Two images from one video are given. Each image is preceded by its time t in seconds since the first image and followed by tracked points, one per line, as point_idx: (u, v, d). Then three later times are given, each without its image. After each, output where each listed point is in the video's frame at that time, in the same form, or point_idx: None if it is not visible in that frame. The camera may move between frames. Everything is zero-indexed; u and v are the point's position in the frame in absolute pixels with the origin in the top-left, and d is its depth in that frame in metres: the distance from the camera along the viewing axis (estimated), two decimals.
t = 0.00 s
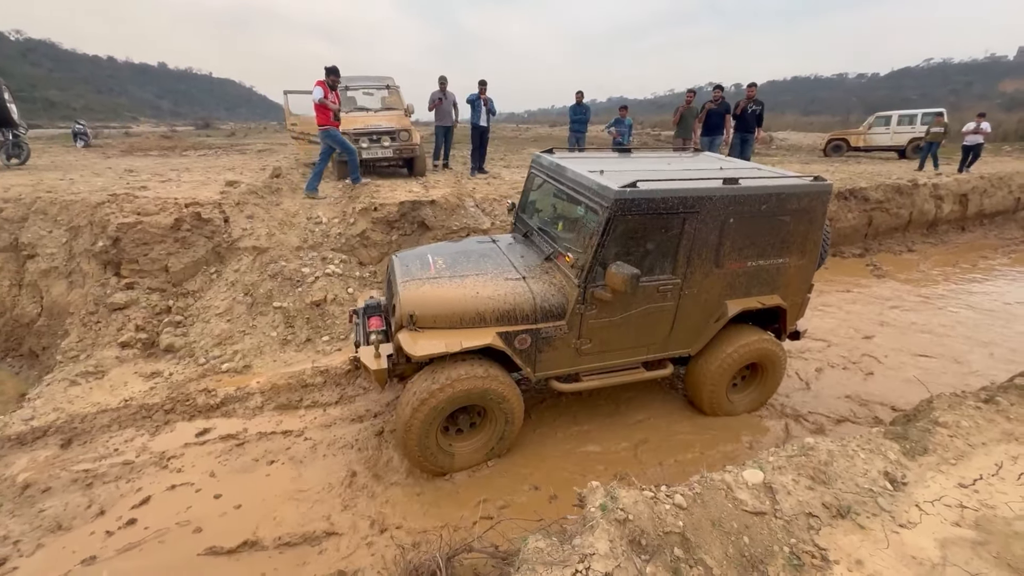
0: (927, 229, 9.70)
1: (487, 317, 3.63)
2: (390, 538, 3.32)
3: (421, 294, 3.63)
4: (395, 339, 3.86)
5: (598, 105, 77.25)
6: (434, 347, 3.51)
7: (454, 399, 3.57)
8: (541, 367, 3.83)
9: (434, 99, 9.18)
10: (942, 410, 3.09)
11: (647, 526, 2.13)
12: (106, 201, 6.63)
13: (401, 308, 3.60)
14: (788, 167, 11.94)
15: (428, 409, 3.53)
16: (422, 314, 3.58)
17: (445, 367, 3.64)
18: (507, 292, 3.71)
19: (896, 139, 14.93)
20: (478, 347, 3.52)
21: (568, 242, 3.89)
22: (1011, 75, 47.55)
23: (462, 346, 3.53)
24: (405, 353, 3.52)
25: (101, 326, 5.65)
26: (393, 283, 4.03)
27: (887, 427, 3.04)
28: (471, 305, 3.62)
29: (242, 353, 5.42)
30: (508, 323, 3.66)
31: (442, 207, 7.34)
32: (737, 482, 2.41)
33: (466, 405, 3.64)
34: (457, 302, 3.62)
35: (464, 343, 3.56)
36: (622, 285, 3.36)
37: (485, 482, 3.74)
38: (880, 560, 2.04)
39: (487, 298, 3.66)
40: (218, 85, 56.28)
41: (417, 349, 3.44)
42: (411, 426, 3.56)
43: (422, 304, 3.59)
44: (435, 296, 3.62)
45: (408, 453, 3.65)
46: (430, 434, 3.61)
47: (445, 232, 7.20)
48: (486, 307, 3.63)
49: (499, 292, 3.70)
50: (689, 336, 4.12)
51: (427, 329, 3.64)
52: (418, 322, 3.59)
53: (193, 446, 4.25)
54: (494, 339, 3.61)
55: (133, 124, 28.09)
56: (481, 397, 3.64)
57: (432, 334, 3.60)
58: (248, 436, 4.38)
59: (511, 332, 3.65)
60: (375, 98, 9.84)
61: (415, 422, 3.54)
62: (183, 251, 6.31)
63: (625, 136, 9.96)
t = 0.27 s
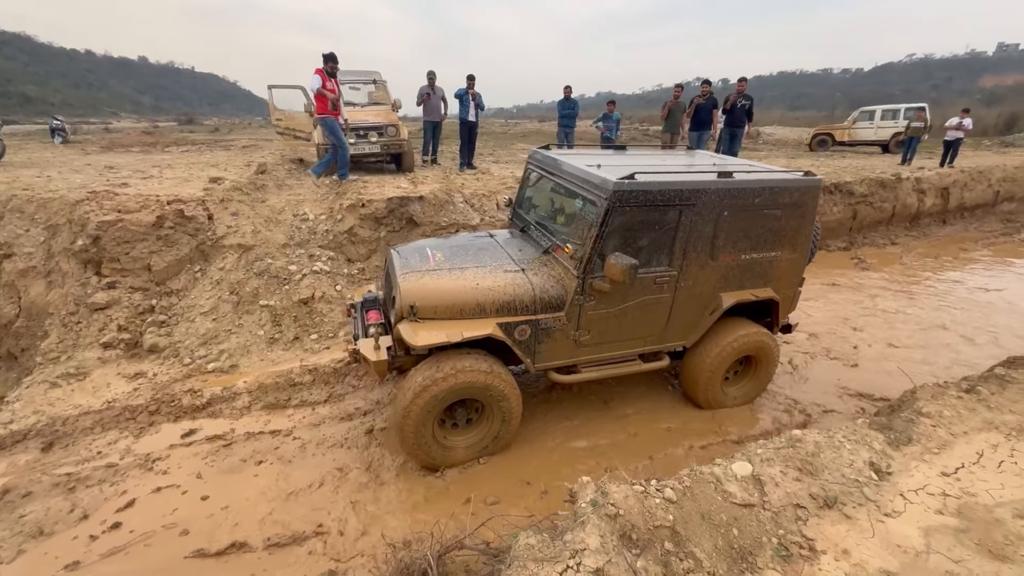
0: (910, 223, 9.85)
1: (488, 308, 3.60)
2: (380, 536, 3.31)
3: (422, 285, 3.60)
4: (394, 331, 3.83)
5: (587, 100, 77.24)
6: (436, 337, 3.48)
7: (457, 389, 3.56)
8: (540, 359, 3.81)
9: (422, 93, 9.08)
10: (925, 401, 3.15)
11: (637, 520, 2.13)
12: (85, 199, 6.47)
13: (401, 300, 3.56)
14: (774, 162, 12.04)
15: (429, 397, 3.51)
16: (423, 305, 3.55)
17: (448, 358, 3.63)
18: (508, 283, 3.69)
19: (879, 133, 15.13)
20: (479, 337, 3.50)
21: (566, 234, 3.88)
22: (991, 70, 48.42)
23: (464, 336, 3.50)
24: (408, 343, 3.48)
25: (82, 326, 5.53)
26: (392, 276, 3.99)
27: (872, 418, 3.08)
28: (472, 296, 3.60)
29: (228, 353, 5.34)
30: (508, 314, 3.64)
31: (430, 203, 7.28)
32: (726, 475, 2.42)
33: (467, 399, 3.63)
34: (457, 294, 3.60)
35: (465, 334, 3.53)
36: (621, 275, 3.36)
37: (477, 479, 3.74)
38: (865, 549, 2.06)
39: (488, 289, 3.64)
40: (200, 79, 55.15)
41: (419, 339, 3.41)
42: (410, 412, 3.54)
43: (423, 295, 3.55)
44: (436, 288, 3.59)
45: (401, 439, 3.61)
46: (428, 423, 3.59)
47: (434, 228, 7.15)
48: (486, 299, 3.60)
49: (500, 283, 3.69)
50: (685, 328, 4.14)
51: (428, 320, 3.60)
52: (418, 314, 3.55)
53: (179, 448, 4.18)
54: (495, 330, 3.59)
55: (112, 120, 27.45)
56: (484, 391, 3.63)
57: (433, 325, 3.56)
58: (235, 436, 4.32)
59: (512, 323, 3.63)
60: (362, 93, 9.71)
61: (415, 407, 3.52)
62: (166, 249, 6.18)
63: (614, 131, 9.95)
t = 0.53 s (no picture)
0: (881, 217, 10.13)
1: (480, 305, 3.57)
2: (363, 540, 3.25)
3: (414, 284, 3.55)
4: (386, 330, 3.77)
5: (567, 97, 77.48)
6: (429, 335, 3.43)
7: (452, 386, 3.55)
8: (532, 355, 3.80)
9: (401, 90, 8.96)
10: (897, 390, 3.23)
11: (620, 518, 2.14)
12: (47, 199, 6.20)
13: (393, 298, 3.51)
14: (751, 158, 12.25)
15: (424, 389, 3.48)
16: (415, 303, 3.50)
17: (442, 355, 3.61)
18: (500, 280, 3.67)
19: (851, 130, 15.53)
20: (473, 334, 3.46)
21: (556, 231, 3.87)
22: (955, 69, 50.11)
23: (458, 334, 3.46)
24: (401, 341, 3.43)
25: (46, 333, 5.31)
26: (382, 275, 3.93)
27: (847, 408, 3.15)
28: (465, 294, 3.57)
29: (202, 357, 5.19)
30: (501, 311, 3.62)
31: (410, 201, 7.18)
32: (708, 469, 2.45)
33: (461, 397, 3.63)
34: (450, 291, 3.56)
35: (458, 331, 3.50)
36: (613, 271, 3.36)
37: (461, 479, 3.71)
38: (841, 539, 2.11)
39: (481, 286, 3.61)
40: (171, 75, 53.51)
41: (411, 338, 3.36)
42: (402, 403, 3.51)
43: (415, 294, 3.51)
44: (428, 286, 3.55)
45: (388, 425, 3.56)
46: (418, 416, 3.56)
47: (414, 226, 7.07)
48: (479, 296, 3.57)
49: (493, 281, 3.67)
50: (673, 323, 4.17)
51: (420, 319, 3.55)
52: (411, 312, 3.50)
53: (152, 456, 4.05)
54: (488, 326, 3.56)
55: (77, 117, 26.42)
56: (479, 390, 3.63)
57: (425, 323, 3.51)
58: (211, 443, 4.21)
59: (504, 320, 3.61)
60: (338, 89, 9.53)
61: (409, 398, 3.48)
62: (135, 251, 5.97)
63: (593, 128, 9.97)
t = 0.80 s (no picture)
0: (844, 211, 10.49)
1: (472, 304, 3.52)
2: (337, 550, 3.16)
3: (405, 283, 3.47)
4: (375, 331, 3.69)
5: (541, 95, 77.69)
6: (421, 335, 3.37)
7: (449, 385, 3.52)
8: (523, 353, 3.78)
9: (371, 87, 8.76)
10: (862, 379, 3.33)
11: (596, 516, 2.13)
12: None
13: (383, 299, 3.42)
14: (721, 155, 12.50)
15: (437, 374, 3.46)
16: (406, 303, 3.42)
17: (435, 352, 3.56)
18: (492, 278, 3.62)
19: (814, 127, 16.02)
20: (466, 334, 3.41)
21: (546, 229, 3.84)
22: (909, 68, 52.36)
23: (450, 334, 3.41)
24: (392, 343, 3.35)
25: None
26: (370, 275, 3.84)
27: (815, 398, 3.23)
28: (457, 292, 3.50)
29: (165, 365, 4.97)
30: (493, 309, 3.57)
31: (383, 200, 7.04)
32: (683, 463, 2.46)
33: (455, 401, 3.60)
34: (441, 291, 3.50)
35: (451, 331, 3.44)
36: (604, 268, 3.35)
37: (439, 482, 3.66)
38: (812, 526, 2.15)
39: (473, 284, 3.56)
40: (129, 72, 51.29)
41: (403, 338, 3.29)
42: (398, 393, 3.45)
43: (406, 293, 3.43)
44: (419, 285, 3.48)
45: (378, 406, 3.47)
46: (410, 409, 3.50)
47: (387, 226, 6.93)
48: (471, 294, 3.52)
49: (485, 278, 3.62)
50: (660, 318, 4.20)
51: (412, 319, 3.48)
52: (402, 312, 3.42)
53: (112, 471, 3.85)
54: (480, 325, 3.51)
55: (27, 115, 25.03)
56: (475, 395, 3.60)
57: (417, 324, 3.44)
58: (175, 455, 4.03)
59: (496, 319, 3.57)
60: (306, 87, 9.28)
61: (415, 384, 3.43)
62: (91, 255, 5.68)
63: (567, 125, 9.96)
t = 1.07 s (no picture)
0: (802, 205, 10.87)
1: (467, 303, 3.46)
2: (304, 567, 3.04)
3: (400, 281, 3.41)
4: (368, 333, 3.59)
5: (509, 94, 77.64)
6: (417, 335, 3.29)
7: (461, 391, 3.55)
8: (516, 351, 3.72)
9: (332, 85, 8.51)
10: (823, 368, 3.43)
11: (568, 520, 2.10)
12: None
13: (377, 299, 3.33)
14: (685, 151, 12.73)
15: (467, 372, 3.51)
16: (402, 302, 3.35)
17: (446, 351, 3.56)
18: (488, 275, 3.58)
19: (773, 124, 16.54)
20: (463, 333, 3.35)
21: (537, 226, 3.80)
22: (859, 67, 54.79)
23: (448, 333, 3.34)
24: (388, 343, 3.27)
25: None
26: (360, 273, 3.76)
27: (779, 388, 3.31)
28: (453, 290, 3.45)
29: (115, 380, 4.68)
30: (488, 307, 3.52)
31: (347, 201, 6.85)
32: (653, 461, 2.47)
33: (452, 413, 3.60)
34: (436, 289, 3.43)
35: (447, 330, 3.38)
36: (598, 266, 3.33)
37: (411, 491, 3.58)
38: (779, 517, 2.18)
39: (470, 281, 3.51)
40: (73, 69, 48.43)
41: (399, 339, 3.21)
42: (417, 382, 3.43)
43: (402, 291, 3.36)
44: (413, 284, 3.40)
45: (395, 375, 3.39)
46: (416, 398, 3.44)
47: (353, 228, 6.73)
48: (467, 293, 3.46)
49: (482, 275, 3.58)
50: (648, 314, 4.23)
51: (407, 319, 3.40)
52: (397, 313, 3.34)
53: (56, 496, 3.59)
54: (477, 323, 3.46)
55: None
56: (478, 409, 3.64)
57: (412, 323, 3.37)
58: (127, 475, 3.79)
59: (491, 317, 3.52)
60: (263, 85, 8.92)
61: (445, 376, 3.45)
62: (29, 265, 5.30)
63: (534, 123, 9.90)
